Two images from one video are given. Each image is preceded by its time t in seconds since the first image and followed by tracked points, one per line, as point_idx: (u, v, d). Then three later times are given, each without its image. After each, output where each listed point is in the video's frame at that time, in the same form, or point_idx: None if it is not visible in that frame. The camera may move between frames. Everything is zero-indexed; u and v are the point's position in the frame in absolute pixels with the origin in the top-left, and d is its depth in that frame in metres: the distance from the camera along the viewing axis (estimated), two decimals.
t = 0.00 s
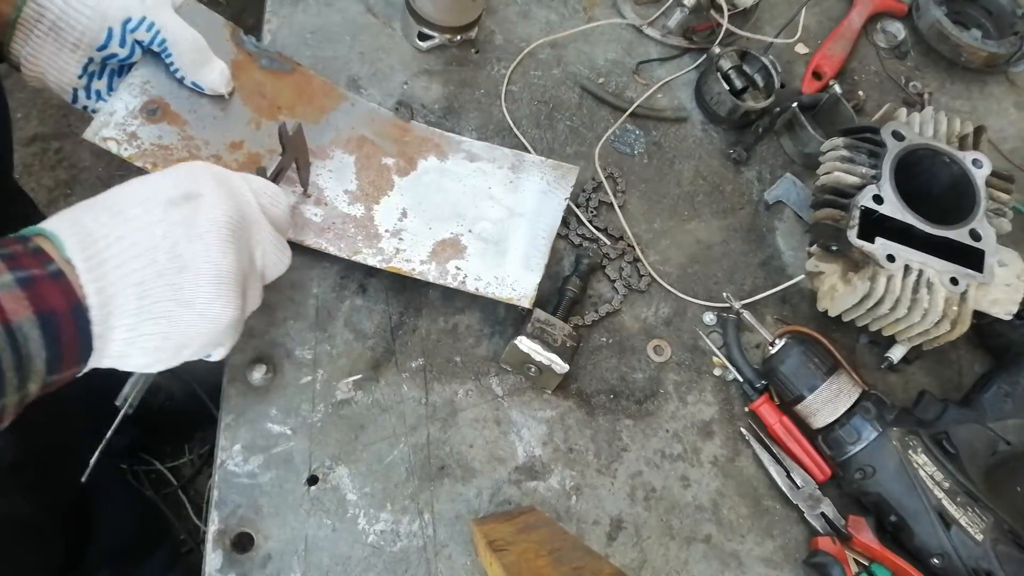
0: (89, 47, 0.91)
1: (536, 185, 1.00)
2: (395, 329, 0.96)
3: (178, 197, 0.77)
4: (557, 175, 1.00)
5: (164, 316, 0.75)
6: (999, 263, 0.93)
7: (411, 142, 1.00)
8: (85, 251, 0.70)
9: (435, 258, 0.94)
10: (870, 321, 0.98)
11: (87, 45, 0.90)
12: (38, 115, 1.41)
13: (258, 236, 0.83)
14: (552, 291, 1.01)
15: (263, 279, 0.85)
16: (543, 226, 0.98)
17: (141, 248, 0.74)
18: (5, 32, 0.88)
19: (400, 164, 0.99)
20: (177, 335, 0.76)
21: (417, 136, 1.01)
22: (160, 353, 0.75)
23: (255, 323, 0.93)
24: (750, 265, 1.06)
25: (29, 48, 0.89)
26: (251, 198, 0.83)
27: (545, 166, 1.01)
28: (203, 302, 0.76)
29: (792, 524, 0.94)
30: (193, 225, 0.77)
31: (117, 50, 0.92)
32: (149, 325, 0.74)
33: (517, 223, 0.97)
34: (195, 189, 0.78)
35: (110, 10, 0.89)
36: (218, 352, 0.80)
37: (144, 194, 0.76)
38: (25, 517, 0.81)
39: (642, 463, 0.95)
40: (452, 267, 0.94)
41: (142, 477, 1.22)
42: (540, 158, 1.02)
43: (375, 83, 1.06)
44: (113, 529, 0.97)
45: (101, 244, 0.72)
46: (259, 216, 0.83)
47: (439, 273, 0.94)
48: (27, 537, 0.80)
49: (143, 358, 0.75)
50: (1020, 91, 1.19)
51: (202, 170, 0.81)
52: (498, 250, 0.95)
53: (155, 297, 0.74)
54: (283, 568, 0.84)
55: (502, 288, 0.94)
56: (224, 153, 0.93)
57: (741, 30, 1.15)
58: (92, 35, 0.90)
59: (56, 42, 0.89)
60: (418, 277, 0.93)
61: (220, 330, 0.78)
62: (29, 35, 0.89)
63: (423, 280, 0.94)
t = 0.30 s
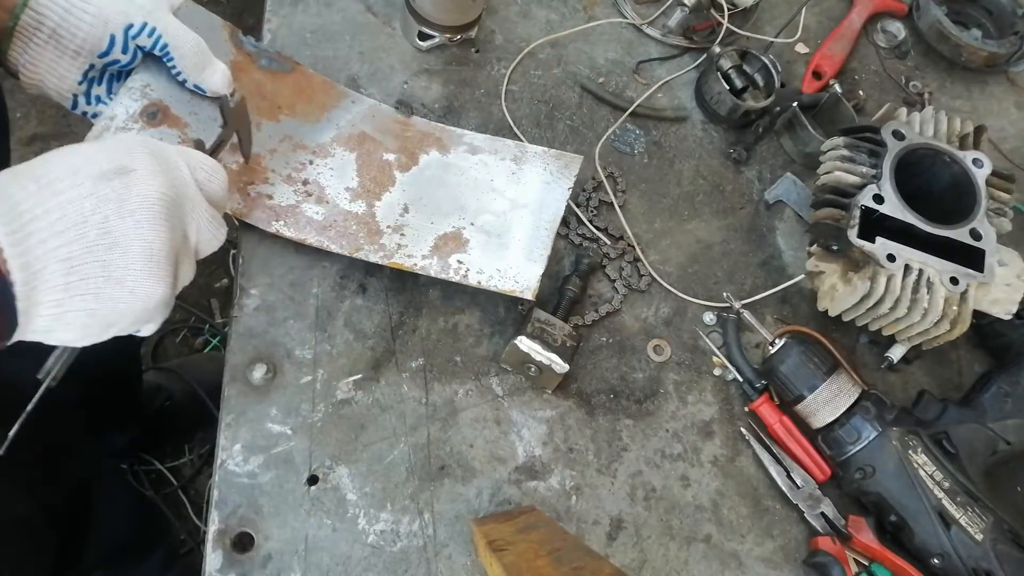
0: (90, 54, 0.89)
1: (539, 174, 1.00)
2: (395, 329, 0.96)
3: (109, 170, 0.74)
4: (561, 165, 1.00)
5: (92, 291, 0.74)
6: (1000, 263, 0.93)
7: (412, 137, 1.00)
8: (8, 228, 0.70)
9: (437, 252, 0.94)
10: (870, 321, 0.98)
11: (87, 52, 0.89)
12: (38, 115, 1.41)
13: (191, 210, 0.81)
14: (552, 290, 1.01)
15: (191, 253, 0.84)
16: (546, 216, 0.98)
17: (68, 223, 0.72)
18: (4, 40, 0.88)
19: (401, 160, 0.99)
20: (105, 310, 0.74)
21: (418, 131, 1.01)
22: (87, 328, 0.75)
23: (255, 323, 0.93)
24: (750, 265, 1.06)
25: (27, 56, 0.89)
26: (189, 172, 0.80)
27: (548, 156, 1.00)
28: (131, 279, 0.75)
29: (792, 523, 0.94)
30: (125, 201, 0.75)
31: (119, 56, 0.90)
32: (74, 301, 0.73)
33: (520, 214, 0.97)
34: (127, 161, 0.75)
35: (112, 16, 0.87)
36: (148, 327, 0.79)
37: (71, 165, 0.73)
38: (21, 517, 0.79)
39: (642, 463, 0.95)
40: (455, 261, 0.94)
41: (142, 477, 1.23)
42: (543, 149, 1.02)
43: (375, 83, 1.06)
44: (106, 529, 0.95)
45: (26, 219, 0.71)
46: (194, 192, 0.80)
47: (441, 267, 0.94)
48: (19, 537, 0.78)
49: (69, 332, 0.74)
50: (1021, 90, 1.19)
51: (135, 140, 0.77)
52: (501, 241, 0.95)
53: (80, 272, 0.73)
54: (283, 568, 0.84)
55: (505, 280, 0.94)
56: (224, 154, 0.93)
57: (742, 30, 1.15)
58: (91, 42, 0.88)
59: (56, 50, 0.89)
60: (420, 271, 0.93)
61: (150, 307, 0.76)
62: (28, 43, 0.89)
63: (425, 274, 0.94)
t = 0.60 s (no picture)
0: (92, 62, 0.92)
1: (541, 166, 0.99)
2: (395, 329, 0.96)
3: (44, 147, 0.79)
4: (563, 156, 1.00)
5: (21, 266, 0.77)
6: (1000, 263, 0.93)
7: (414, 133, 1.00)
8: None
9: (438, 248, 0.94)
10: (870, 321, 0.98)
11: (87, 60, 0.91)
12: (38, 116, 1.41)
13: (123, 186, 0.85)
14: (552, 290, 1.01)
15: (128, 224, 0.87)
16: (547, 207, 0.98)
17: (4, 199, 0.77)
18: (3, 49, 0.89)
19: (402, 157, 0.99)
20: (36, 284, 0.77)
21: (419, 126, 1.01)
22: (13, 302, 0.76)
23: (256, 323, 0.93)
24: (751, 265, 1.06)
25: (25, 65, 0.90)
26: (120, 151, 0.85)
27: (549, 148, 1.00)
28: (62, 252, 0.78)
29: (792, 524, 0.94)
30: (60, 178, 0.79)
31: (120, 63, 0.93)
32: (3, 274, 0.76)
33: (521, 208, 0.97)
34: (62, 139, 0.80)
35: (113, 24, 0.90)
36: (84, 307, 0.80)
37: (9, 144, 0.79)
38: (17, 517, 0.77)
39: (642, 463, 0.95)
40: (456, 256, 0.94)
41: (142, 477, 1.23)
42: (544, 140, 1.01)
43: (375, 83, 1.06)
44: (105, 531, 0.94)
45: None
46: (127, 171, 0.86)
47: (442, 263, 0.94)
48: (17, 538, 0.75)
49: None
50: (1020, 91, 1.19)
51: (67, 113, 0.82)
52: (502, 235, 0.95)
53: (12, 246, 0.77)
54: (282, 568, 0.84)
55: (506, 274, 0.94)
56: (224, 157, 0.93)
57: (742, 30, 1.15)
58: (93, 50, 0.91)
59: (56, 59, 0.90)
60: (422, 268, 0.93)
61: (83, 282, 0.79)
62: (27, 51, 0.89)
63: (427, 270, 0.94)
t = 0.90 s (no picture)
0: (89, 66, 0.89)
1: (546, 154, 0.99)
2: (395, 329, 0.96)
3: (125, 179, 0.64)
4: (568, 141, 0.99)
5: (132, 326, 0.65)
6: (1000, 263, 0.93)
7: (418, 125, 1.00)
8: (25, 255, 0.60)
9: (444, 240, 0.95)
10: (870, 322, 0.98)
11: (86, 63, 0.89)
12: (37, 115, 1.41)
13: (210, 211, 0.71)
14: (552, 290, 1.01)
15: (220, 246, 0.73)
16: (553, 195, 0.98)
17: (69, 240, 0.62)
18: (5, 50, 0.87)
19: (406, 151, 0.99)
20: (136, 336, 0.66)
21: (423, 118, 1.01)
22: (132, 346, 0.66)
23: (255, 323, 0.93)
24: (750, 265, 1.06)
25: (27, 66, 0.88)
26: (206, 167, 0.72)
27: (555, 134, 1.00)
28: (156, 295, 0.65)
29: (792, 524, 0.94)
30: (138, 215, 0.64)
31: (118, 67, 0.91)
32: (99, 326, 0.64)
33: (525, 197, 0.97)
34: (146, 175, 0.66)
35: (111, 27, 0.88)
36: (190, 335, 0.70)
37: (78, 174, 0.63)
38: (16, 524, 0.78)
39: (642, 463, 0.95)
40: (462, 248, 0.94)
41: (142, 477, 1.23)
42: (549, 126, 1.01)
43: (375, 83, 1.06)
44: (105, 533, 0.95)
45: (34, 244, 0.61)
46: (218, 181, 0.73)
47: (448, 255, 0.94)
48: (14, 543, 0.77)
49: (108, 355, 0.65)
50: (1020, 91, 1.19)
51: (151, 137, 0.69)
52: (507, 226, 0.95)
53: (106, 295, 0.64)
54: (283, 568, 0.84)
55: (512, 263, 0.94)
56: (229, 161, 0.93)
57: (742, 30, 1.15)
58: (91, 54, 0.88)
59: (56, 61, 0.88)
60: (428, 260, 0.93)
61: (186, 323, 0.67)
62: (27, 54, 0.87)
63: (434, 263, 0.94)
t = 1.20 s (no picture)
0: (90, 71, 0.87)
1: (546, 150, 1.01)
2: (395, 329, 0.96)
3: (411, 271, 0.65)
4: (570, 134, 1.01)
5: (426, 408, 0.61)
6: (1000, 263, 0.93)
7: (419, 121, 1.00)
8: (327, 342, 0.59)
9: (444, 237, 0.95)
10: (870, 322, 0.98)
11: (87, 67, 0.87)
12: (38, 115, 1.41)
13: (498, 300, 0.69)
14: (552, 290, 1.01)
15: (510, 339, 0.70)
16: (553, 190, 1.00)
17: (368, 333, 0.61)
18: (6, 56, 0.84)
19: (406, 148, 0.99)
20: (434, 427, 0.61)
21: (423, 114, 1.01)
22: (416, 445, 0.62)
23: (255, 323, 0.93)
24: (750, 265, 1.06)
25: (30, 72, 0.85)
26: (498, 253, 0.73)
27: (556, 130, 1.01)
28: (447, 374, 0.61)
29: (792, 524, 0.94)
30: (427, 301, 0.63)
31: (117, 70, 0.89)
32: (394, 418, 0.60)
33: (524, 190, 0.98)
34: (426, 263, 0.66)
35: (110, 31, 0.86)
36: (473, 435, 0.65)
37: (376, 277, 0.65)
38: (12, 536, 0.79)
39: (642, 463, 0.95)
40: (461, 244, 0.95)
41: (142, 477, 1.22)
42: (549, 121, 1.02)
43: (375, 82, 1.06)
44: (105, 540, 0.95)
45: (333, 329, 0.60)
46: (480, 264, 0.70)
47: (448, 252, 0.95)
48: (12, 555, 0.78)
49: (403, 445, 0.61)
50: (1020, 91, 1.19)
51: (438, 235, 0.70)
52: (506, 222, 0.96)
53: (404, 389, 0.60)
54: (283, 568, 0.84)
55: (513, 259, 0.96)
56: (230, 162, 0.93)
57: (742, 30, 1.15)
58: (93, 58, 0.86)
59: (58, 66, 0.85)
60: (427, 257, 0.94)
61: (472, 412, 0.62)
62: (30, 60, 0.84)
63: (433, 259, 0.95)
